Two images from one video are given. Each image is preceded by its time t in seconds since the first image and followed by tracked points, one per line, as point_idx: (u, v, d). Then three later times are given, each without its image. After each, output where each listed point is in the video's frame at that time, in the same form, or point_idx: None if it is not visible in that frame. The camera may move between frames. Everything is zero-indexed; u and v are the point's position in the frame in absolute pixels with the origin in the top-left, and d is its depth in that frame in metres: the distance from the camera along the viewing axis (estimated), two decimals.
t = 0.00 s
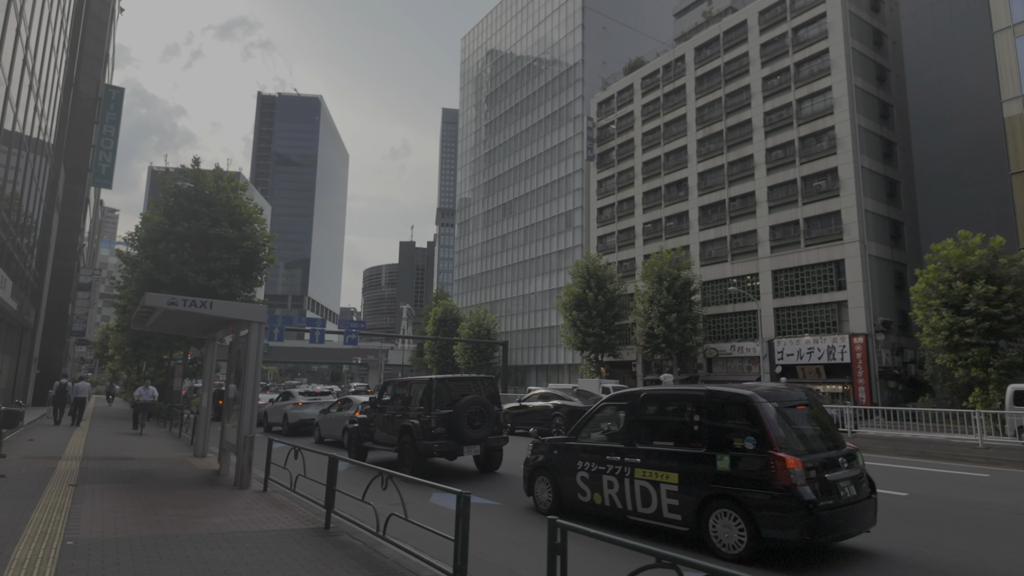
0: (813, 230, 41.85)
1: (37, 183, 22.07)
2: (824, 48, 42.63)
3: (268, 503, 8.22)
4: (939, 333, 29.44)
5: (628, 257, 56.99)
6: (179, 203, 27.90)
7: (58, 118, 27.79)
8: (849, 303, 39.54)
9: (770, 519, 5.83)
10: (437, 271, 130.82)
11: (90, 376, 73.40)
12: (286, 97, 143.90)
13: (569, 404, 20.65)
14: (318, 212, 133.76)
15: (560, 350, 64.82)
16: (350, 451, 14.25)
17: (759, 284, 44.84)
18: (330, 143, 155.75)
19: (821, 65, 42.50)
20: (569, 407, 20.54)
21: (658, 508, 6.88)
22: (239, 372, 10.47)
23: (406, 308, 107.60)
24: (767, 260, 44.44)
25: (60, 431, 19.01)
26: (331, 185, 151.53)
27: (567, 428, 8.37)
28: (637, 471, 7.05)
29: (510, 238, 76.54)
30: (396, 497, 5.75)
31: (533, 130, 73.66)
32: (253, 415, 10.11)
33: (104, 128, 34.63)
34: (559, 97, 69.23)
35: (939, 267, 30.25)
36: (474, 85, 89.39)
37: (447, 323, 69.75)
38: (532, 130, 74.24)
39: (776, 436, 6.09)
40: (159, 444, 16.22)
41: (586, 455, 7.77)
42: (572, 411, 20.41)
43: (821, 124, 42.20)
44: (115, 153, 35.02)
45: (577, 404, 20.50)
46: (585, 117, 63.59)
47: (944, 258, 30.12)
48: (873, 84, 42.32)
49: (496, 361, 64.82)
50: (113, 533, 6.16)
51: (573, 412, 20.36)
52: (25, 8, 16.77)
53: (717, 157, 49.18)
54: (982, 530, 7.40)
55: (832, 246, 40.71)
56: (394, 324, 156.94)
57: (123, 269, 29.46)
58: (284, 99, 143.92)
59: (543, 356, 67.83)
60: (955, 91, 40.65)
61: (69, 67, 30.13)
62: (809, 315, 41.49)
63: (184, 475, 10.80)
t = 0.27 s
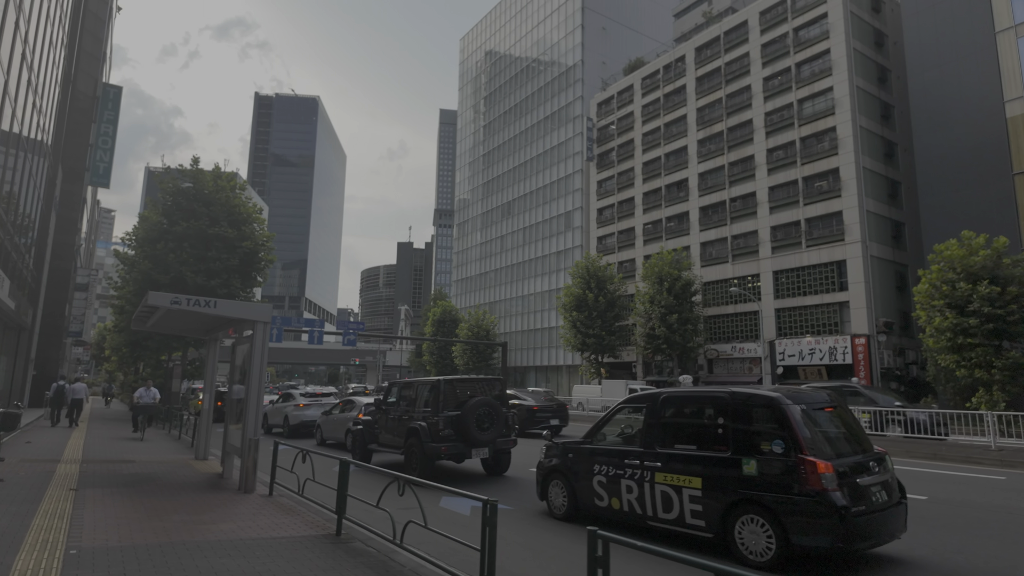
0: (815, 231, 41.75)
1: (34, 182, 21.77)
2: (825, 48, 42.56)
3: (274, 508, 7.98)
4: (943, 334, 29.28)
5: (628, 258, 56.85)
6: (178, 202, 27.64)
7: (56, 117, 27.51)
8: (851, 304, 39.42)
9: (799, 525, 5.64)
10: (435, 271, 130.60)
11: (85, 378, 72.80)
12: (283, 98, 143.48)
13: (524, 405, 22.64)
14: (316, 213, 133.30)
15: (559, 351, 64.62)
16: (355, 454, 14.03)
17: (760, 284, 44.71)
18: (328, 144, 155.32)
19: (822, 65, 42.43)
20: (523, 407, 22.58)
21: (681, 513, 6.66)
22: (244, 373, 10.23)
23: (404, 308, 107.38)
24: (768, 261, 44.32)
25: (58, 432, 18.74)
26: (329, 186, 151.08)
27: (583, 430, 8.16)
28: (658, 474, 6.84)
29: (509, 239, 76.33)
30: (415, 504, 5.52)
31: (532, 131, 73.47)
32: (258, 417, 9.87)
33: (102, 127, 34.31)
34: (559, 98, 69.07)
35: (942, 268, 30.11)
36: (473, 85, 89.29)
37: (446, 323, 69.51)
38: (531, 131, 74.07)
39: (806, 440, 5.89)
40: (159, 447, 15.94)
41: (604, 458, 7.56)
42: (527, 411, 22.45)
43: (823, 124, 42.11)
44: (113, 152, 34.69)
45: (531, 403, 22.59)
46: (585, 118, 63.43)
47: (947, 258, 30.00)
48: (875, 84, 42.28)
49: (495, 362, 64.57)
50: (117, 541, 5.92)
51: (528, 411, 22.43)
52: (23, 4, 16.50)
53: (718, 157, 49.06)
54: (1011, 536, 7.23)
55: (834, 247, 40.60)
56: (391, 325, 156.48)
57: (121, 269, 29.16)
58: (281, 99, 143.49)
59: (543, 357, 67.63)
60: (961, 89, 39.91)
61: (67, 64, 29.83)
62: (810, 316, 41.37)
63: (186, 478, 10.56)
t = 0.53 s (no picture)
0: (814, 230, 41.71)
1: (30, 180, 21.48)
2: (825, 48, 42.53)
3: (280, 510, 7.78)
4: (944, 334, 29.23)
5: (627, 257, 56.73)
6: (175, 200, 27.36)
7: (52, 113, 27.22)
8: (851, 304, 39.38)
9: (828, 528, 5.47)
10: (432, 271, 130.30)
11: (79, 378, 72.21)
12: (279, 97, 142.88)
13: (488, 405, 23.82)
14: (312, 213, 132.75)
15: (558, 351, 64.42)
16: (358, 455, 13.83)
17: (760, 284, 44.64)
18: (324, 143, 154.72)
19: (822, 65, 42.41)
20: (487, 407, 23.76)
21: (701, 515, 6.48)
22: (248, 373, 10.02)
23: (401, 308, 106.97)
24: (768, 261, 44.26)
25: (54, 433, 18.45)
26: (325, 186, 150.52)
27: (597, 431, 7.97)
28: (677, 476, 6.66)
29: (507, 239, 76.14)
30: (433, 506, 5.32)
31: (530, 130, 73.27)
32: (263, 418, 9.64)
33: (98, 125, 33.87)
34: (557, 97, 68.89)
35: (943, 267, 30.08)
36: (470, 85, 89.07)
37: (444, 323, 69.28)
38: (529, 131, 73.87)
39: (834, 441, 5.73)
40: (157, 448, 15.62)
41: (620, 459, 7.37)
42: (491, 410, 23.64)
43: (822, 124, 42.10)
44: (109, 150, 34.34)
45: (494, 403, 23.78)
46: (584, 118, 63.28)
47: (949, 258, 29.97)
48: (874, 84, 42.28)
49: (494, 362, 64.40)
50: (121, 546, 5.70)
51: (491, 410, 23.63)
52: None
53: (717, 157, 48.96)
54: None
55: (834, 246, 40.56)
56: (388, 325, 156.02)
57: (117, 268, 28.86)
58: (277, 99, 142.87)
59: (541, 357, 67.45)
60: (961, 88, 39.84)
61: (63, 61, 29.49)
62: (809, 316, 41.34)
63: (188, 480, 10.34)
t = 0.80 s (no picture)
0: (816, 229, 41.57)
1: (26, 176, 21.13)
2: (826, 47, 42.39)
3: (288, 513, 7.53)
4: (947, 333, 29.13)
5: (627, 256, 56.54)
6: (174, 198, 27.03)
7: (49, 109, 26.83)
8: (852, 303, 39.27)
9: (864, 532, 5.26)
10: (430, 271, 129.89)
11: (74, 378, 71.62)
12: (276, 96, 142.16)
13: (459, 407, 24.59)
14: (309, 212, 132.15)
15: (557, 350, 64.17)
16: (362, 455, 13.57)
17: (761, 284, 44.49)
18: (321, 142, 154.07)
19: (823, 63, 42.27)
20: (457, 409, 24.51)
21: (728, 518, 6.26)
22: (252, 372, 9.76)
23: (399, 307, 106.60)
24: (769, 260, 44.13)
25: (52, 433, 18.13)
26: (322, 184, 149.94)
27: (615, 432, 7.74)
28: (701, 478, 6.44)
29: (506, 238, 75.89)
30: (455, 510, 5.09)
31: (529, 129, 72.96)
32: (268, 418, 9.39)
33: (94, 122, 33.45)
34: (556, 95, 68.61)
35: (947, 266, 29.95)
36: (468, 84, 88.68)
37: (442, 323, 68.97)
38: (528, 129, 73.59)
39: (869, 442, 5.52)
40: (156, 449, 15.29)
41: (640, 461, 7.14)
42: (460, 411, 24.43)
43: (823, 122, 41.97)
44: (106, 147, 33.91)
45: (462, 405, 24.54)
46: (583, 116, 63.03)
47: (952, 257, 29.84)
48: (876, 83, 42.16)
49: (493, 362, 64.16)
50: (127, 553, 5.46)
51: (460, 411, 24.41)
52: None
53: (718, 156, 48.77)
54: None
55: (835, 245, 40.45)
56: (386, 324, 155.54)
57: (115, 266, 28.52)
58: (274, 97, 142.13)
59: (540, 356, 67.26)
60: (963, 86, 39.76)
61: (59, 57, 29.08)
62: (811, 315, 41.22)
63: (190, 482, 10.07)
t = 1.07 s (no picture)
0: (819, 228, 41.42)
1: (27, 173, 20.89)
2: (830, 45, 42.24)
3: (299, 516, 7.33)
4: (953, 332, 29.00)
5: (628, 255, 56.36)
6: (175, 196, 26.79)
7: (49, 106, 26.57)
8: (856, 302, 39.15)
9: (903, 536, 5.09)
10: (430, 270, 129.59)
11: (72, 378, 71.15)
12: (275, 94, 141.71)
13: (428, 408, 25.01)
14: (308, 211, 131.75)
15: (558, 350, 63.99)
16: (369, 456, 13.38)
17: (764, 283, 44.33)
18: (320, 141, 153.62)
19: (827, 62, 42.12)
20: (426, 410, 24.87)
21: (757, 521, 6.07)
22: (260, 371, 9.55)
23: (399, 306, 106.39)
24: (772, 259, 43.97)
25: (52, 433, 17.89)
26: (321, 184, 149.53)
27: (636, 432, 7.53)
28: (728, 480, 6.25)
29: (506, 237, 75.68)
30: (481, 514, 4.88)
31: (529, 127, 72.73)
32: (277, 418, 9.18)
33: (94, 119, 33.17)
34: (557, 94, 68.37)
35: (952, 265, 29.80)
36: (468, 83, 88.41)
37: (443, 322, 68.72)
38: (528, 128, 73.35)
39: (906, 443, 5.34)
40: (159, 449, 15.04)
41: (663, 462, 6.94)
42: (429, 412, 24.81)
43: (827, 121, 41.81)
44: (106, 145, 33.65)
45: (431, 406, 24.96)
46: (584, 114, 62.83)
47: (959, 255, 29.67)
48: (879, 81, 42.02)
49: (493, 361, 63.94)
50: (139, 559, 5.26)
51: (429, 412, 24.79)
52: None
53: (720, 154, 48.60)
54: None
55: (839, 244, 40.30)
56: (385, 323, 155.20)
57: (115, 264, 28.25)
58: (273, 96, 141.65)
59: (541, 355, 67.07)
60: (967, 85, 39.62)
61: (59, 53, 28.80)
62: (814, 315, 41.10)
63: (196, 483, 9.86)
